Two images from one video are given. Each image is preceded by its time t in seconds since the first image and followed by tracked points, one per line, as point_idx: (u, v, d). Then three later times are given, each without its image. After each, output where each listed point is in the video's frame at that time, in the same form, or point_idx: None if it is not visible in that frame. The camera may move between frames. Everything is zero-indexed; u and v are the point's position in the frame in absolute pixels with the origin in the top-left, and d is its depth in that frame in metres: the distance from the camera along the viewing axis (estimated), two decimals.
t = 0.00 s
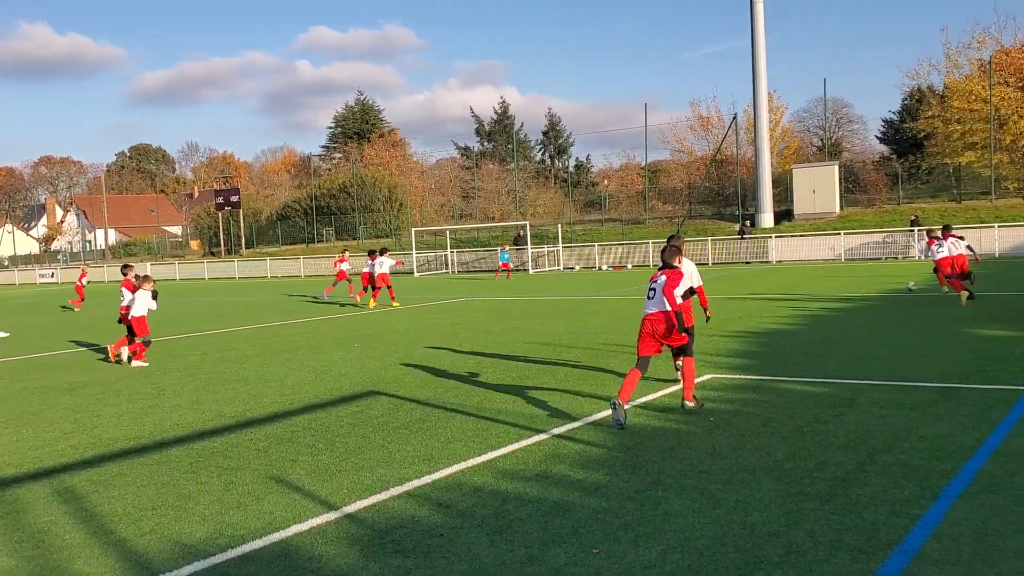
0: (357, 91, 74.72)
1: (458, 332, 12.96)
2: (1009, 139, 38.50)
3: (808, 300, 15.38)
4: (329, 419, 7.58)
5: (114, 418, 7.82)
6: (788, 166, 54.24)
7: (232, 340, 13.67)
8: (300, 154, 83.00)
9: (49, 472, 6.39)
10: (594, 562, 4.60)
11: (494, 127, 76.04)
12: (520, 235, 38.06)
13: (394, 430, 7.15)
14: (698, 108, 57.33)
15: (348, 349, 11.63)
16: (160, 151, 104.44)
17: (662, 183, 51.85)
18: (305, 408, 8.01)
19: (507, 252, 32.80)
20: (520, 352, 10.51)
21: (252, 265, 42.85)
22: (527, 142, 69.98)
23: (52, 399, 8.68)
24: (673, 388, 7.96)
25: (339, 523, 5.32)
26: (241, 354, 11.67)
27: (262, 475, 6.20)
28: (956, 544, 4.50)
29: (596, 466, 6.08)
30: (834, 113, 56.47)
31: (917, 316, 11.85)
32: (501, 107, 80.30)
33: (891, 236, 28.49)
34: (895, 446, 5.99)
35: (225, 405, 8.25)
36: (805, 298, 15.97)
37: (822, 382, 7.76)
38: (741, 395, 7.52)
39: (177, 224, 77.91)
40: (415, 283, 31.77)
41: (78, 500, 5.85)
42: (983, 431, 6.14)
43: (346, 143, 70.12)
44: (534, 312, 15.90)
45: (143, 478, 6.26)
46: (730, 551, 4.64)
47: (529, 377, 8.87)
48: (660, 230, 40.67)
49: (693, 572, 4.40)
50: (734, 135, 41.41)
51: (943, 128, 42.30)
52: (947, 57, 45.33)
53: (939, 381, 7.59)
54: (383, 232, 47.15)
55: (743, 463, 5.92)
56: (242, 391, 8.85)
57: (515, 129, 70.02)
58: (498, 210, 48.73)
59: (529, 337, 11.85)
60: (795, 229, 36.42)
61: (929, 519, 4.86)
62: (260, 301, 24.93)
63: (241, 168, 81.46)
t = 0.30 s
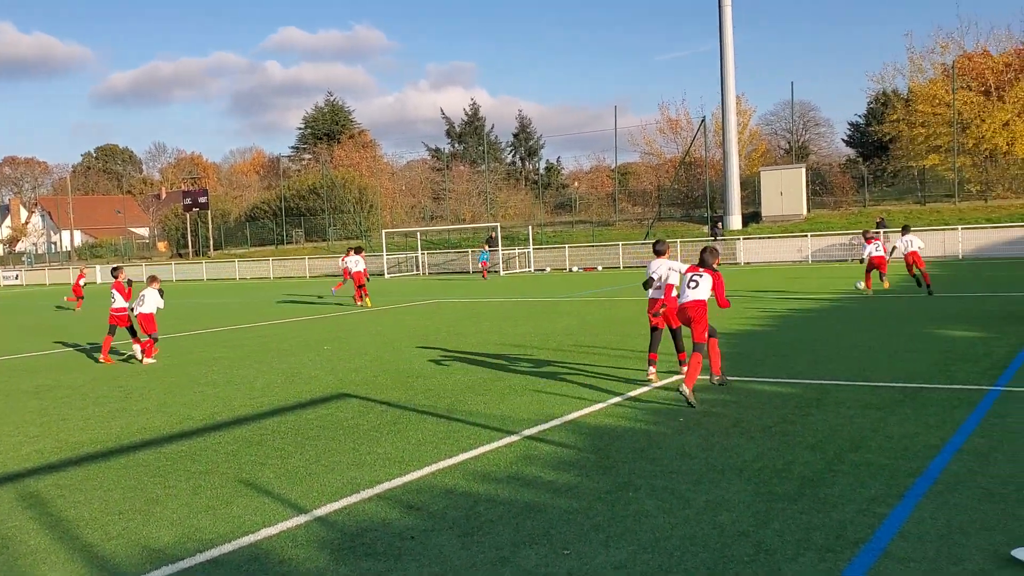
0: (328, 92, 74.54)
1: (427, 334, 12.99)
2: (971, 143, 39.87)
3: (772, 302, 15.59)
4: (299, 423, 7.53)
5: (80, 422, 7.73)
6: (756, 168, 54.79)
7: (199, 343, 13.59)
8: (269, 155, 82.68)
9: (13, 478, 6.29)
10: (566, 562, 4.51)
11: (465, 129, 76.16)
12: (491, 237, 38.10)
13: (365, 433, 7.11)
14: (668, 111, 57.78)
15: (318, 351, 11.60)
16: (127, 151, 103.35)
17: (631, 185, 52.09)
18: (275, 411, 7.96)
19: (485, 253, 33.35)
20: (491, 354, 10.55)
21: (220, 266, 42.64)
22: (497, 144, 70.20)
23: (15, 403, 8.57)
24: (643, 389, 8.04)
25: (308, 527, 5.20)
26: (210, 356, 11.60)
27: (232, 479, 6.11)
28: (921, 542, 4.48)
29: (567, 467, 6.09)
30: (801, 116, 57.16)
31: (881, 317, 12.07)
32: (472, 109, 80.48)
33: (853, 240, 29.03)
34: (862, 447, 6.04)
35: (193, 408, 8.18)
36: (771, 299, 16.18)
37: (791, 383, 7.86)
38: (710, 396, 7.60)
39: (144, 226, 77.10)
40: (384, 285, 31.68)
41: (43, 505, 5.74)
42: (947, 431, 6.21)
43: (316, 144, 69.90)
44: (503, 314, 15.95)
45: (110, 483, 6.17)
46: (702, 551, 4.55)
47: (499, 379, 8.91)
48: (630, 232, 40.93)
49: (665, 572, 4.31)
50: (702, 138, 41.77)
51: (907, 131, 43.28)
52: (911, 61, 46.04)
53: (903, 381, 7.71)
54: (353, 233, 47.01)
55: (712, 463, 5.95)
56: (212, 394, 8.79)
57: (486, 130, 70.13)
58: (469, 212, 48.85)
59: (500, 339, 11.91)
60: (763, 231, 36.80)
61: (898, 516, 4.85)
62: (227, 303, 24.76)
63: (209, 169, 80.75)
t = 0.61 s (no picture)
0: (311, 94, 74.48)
1: (410, 336, 12.99)
2: (950, 145, 40.31)
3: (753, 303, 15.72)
4: (281, 425, 7.51)
5: (61, 424, 7.68)
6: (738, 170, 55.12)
7: (179, 346, 13.49)
8: (252, 156, 82.47)
9: None
10: (550, 563, 4.50)
11: (448, 130, 76.21)
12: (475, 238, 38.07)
13: (348, 436, 7.10)
14: (651, 113, 58.01)
15: (301, 353, 11.58)
16: (107, 153, 102.68)
17: (614, 187, 52.24)
18: (257, 413, 7.93)
19: (475, 257, 33.51)
20: (476, 356, 10.56)
21: (203, 268, 42.50)
22: (481, 146, 70.33)
23: None
24: (627, 391, 8.07)
25: (291, 530, 5.17)
26: (192, 358, 11.54)
27: (214, 483, 6.08)
28: (901, 541, 4.51)
29: (550, 468, 6.10)
30: (783, 118, 57.56)
31: (861, 318, 12.18)
32: (455, 111, 80.59)
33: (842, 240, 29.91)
34: (843, 447, 6.09)
35: (176, 410, 8.15)
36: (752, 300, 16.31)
37: (773, 383, 7.92)
38: (692, 397, 7.65)
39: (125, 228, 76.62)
40: (367, 287, 31.64)
41: (23, 509, 5.69)
42: (927, 431, 6.26)
43: (299, 146, 69.76)
44: (487, 316, 15.93)
45: (91, 486, 6.13)
46: (683, 552, 4.57)
47: (484, 380, 8.94)
48: (614, 234, 41.08)
49: (648, 573, 4.31)
50: (685, 139, 41.95)
51: (887, 134, 43.56)
52: (892, 64, 46.38)
53: (884, 381, 7.78)
54: (336, 236, 46.88)
55: (696, 464, 5.96)
56: (194, 396, 8.76)
57: (470, 132, 70.21)
58: (452, 214, 48.87)
59: (484, 340, 11.95)
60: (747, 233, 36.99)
61: (878, 516, 4.88)
62: (207, 306, 24.61)
63: (191, 171, 80.34)
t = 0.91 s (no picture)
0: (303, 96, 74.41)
1: (403, 337, 12.99)
2: (942, 147, 40.37)
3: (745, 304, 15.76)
4: (274, 427, 7.50)
5: (52, 427, 7.64)
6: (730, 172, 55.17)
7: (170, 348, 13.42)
8: (245, 158, 82.34)
9: None
10: (544, 564, 4.50)
11: (441, 132, 76.23)
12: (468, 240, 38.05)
13: (341, 438, 7.09)
14: (643, 115, 58.11)
15: (293, 355, 11.56)
16: (99, 154, 102.37)
17: (606, 188, 52.21)
18: (250, 415, 7.92)
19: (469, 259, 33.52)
20: (470, 357, 10.56)
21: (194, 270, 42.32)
22: (473, 148, 70.40)
23: None
24: (620, 392, 8.08)
25: (284, 532, 5.15)
26: (184, 360, 11.51)
27: (206, 485, 6.06)
28: (894, 542, 4.52)
29: (543, 470, 6.10)
30: (775, 120, 57.76)
31: (852, 319, 12.22)
32: (448, 112, 80.63)
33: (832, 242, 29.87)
34: (835, 448, 6.10)
35: (167, 412, 8.14)
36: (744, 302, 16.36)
37: (765, 384, 7.94)
38: (684, 398, 7.67)
39: (117, 229, 76.40)
40: (359, 288, 31.59)
41: (14, 512, 5.66)
42: (919, 432, 6.29)
43: (291, 147, 69.66)
44: (480, 317, 15.91)
45: (83, 489, 6.11)
46: (677, 553, 4.57)
47: (477, 381, 8.94)
48: (607, 235, 41.14)
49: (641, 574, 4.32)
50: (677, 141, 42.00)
51: (879, 135, 43.55)
52: (883, 66, 46.54)
53: (875, 382, 7.81)
54: (328, 237, 46.80)
55: (688, 465, 5.97)
56: (186, 398, 8.74)
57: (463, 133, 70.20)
58: (445, 215, 48.90)
59: (478, 341, 11.96)
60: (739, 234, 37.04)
61: (871, 517, 4.89)
62: (199, 308, 24.52)
63: (184, 172, 80.13)
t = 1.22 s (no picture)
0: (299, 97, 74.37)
1: (399, 338, 13.01)
2: (937, 148, 40.47)
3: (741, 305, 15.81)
4: (270, 428, 7.49)
5: (48, 429, 7.64)
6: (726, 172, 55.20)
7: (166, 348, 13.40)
8: (241, 159, 82.27)
9: None
10: (540, 566, 4.50)
11: (437, 133, 76.22)
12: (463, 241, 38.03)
13: (337, 439, 7.09)
14: (638, 116, 58.15)
15: (289, 356, 11.55)
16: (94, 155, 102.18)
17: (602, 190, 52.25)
18: (246, 417, 7.91)
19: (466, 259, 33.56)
20: (465, 357, 10.57)
21: (190, 271, 42.27)
22: (469, 149, 70.47)
23: None
24: (616, 393, 8.09)
25: (280, 533, 5.15)
26: (180, 362, 11.49)
27: (202, 487, 6.05)
28: (889, 542, 4.53)
29: (539, 470, 6.10)
30: (771, 121, 57.84)
31: (847, 320, 12.25)
32: (444, 113, 80.59)
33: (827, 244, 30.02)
34: (831, 448, 6.11)
35: (163, 413, 8.13)
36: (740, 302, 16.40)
37: (761, 385, 7.94)
38: (681, 399, 7.68)
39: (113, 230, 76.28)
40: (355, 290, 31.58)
41: (9, 514, 5.65)
42: (914, 432, 6.31)
43: (287, 148, 69.64)
44: (477, 318, 15.90)
45: (78, 490, 6.09)
46: (673, 554, 4.57)
47: (473, 382, 8.95)
48: (603, 236, 41.19)
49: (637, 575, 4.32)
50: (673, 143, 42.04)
51: (874, 136, 43.71)
52: (878, 67, 46.58)
53: (870, 382, 7.82)
54: (324, 238, 46.73)
55: (684, 466, 5.97)
56: (182, 399, 8.74)
57: (458, 134, 70.23)
58: (441, 216, 48.91)
59: (473, 342, 11.97)
60: (735, 235, 37.08)
61: (865, 517, 4.91)
62: (194, 309, 24.49)
63: (179, 173, 80.01)
